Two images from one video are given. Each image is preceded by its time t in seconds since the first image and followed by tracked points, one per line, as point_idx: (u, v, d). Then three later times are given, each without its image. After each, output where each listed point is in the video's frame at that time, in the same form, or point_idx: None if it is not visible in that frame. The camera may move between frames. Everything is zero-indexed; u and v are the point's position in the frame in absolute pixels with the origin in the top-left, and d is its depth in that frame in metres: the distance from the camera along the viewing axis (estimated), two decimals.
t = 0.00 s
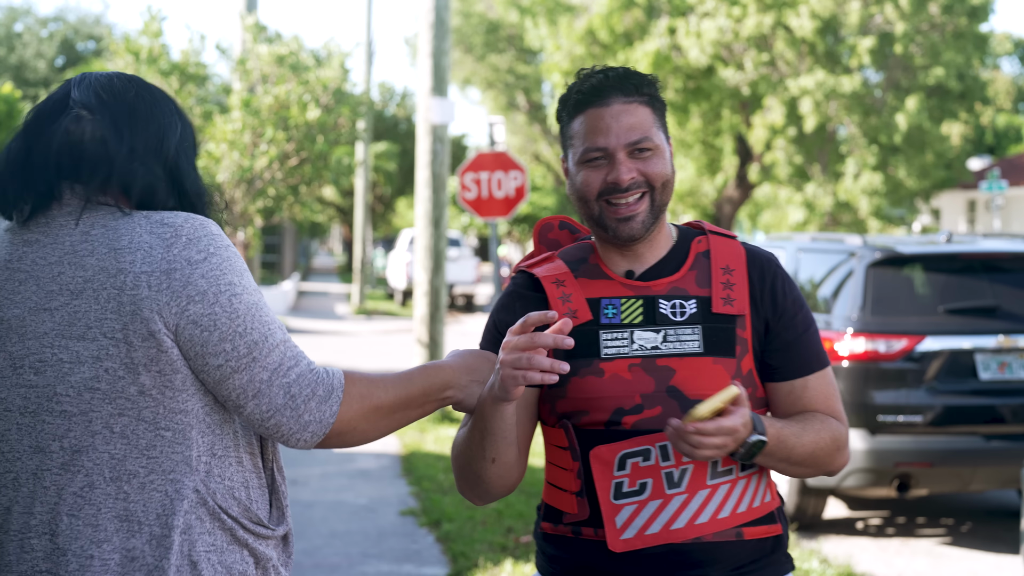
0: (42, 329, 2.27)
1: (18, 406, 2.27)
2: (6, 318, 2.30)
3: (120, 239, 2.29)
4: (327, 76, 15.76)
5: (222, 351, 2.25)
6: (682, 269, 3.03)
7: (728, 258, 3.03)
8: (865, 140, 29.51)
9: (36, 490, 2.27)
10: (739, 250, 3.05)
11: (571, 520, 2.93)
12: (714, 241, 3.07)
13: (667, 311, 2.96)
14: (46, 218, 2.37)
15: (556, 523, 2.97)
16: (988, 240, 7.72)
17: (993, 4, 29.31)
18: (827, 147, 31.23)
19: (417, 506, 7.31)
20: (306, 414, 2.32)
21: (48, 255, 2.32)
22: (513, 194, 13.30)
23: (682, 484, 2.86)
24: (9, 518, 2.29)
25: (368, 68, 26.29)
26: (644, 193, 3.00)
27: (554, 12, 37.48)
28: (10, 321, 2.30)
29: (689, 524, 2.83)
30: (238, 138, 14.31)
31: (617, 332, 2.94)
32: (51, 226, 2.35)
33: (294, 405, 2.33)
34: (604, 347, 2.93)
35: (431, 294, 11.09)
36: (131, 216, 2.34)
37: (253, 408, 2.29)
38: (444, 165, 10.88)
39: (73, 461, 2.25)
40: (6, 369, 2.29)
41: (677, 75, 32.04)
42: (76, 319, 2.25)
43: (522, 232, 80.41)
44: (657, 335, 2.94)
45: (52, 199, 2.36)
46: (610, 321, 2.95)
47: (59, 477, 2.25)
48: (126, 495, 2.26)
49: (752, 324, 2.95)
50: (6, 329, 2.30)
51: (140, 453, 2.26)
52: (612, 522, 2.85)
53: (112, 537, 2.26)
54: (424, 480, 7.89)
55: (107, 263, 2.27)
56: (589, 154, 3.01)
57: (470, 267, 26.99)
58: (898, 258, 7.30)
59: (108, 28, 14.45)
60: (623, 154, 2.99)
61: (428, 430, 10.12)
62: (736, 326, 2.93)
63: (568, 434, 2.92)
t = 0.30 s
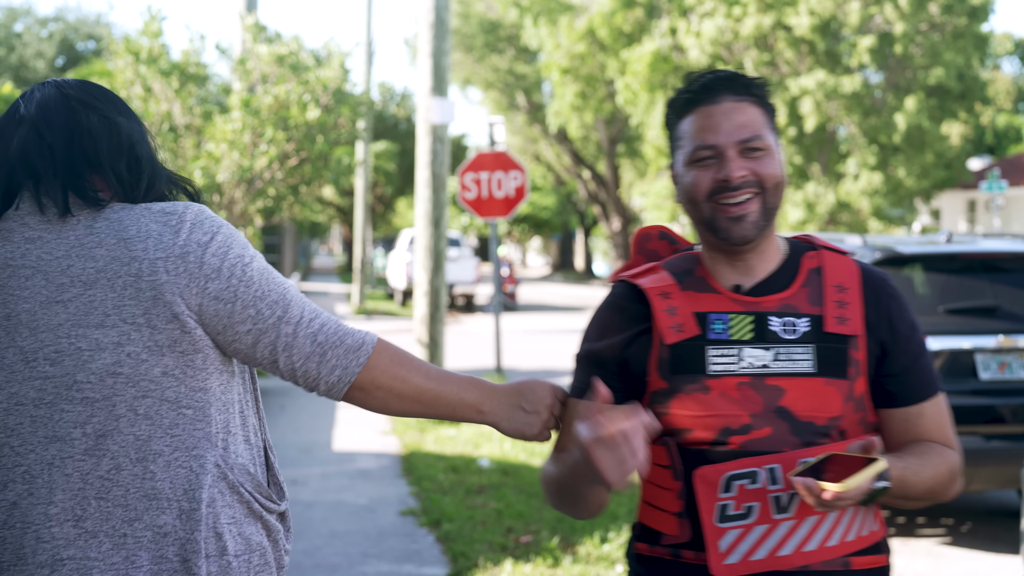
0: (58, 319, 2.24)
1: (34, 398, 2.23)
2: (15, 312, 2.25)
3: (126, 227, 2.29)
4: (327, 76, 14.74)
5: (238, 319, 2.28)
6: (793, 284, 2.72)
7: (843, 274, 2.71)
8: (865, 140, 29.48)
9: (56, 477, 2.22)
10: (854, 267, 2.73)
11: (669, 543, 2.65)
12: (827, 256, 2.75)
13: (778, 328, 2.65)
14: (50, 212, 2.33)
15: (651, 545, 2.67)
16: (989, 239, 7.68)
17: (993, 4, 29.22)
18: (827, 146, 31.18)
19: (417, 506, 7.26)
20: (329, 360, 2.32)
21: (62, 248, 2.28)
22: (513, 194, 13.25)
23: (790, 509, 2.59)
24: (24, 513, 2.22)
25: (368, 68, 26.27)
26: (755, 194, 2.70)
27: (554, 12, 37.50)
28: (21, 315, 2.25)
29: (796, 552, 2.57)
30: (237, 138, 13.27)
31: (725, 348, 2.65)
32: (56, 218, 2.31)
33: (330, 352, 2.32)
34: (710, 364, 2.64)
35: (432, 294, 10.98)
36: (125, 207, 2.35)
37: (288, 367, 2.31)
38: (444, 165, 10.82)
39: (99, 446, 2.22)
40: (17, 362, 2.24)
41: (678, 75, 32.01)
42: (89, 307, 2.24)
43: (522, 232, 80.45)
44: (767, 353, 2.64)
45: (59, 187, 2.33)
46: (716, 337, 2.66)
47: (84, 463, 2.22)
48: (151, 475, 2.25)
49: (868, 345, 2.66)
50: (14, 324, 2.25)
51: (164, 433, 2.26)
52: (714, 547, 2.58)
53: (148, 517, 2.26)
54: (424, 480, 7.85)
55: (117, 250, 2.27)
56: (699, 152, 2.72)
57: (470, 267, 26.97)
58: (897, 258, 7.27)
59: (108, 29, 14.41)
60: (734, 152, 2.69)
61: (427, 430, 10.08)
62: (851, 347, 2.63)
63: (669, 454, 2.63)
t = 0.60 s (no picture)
0: (159, 314, 2.29)
1: (133, 383, 2.27)
2: (116, 303, 2.30)
3: (228, 243, 2.39)
4: (327, 76, 14.81)
5: (315, 346, 2.41)
6: (920, 283, 2.44)
7: (967, 277, 2.46)
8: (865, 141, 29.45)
9: (148, 458, 2.24)
10: (980, 272, 2.48)
11: (773, 545, 2.37)
12: (950, 257, 2.49)
13: (905, 328, 2.35)
14: (155, 222, 2.37)
15: (752, 545, 2.40)
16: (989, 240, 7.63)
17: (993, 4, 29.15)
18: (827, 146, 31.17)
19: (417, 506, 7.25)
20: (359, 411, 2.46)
21: (162, 247, 2.34)
22: (513, 194, 13.25)
23: (909, 517, 2.32)
24: (115, 487, 2.24)
25: (366, 68, 26.27)
26: (901, 185, 2.41)
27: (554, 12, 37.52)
28: (121, 305, 2.29)
29: (913, 563, 2.33)
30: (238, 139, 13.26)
31: (850, 346, 2.32)
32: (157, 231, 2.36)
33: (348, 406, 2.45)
34: (835, 360, 2.31)
35: (431, 295, 10.87)
36: (229, 225, 2.44)
37: (317, 416, 2.42)
38: (444, 165, 10.81)
39: (190, 431, 2.26)
40: (115, 351, 2.28)
41: (677, 75, 32.04)
42: (190, 307, 2.30)
43: (522, 231, 80.48)
44: (894, 353, 2.33)
45: (174, 198, 2.38)
46: (842, 333, 2.33)
47: (174, 448, 2.25)
48: (234, 463, 2.29)
49: (991, 352, 2.42)
50: (117, 315, 2.29)
51: (251, 428, 2.32)
52: (828, 552, 2.30)
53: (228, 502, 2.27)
54: (424, 480, 7.85)
55: (221, 259, 2.35)
56: (848, 133, 2.42)
57: (470, 267, 26.97)
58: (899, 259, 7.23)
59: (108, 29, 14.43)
60: (887, 138, 2.41)
61: (427, 430, 10.07)
62: (976, 353, 2.38)
63: (781, 452, 2.31)
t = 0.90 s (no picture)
0: (261, 303, 2.44)
1: (235, 361, 2.39)
2: (221, 287, 2.43)
3: (321, 249, 2.57)
4: (328, 77, 14.79)
5: (387, 353, 2.69)
6: None
7: None
8: (866, 140, 29.45)
9: (248, 432, 2.38)
10: None
11: None
12: None
13: None
14: (254, 219, 2.54)
15: None
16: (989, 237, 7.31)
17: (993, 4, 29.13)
18: (827, 147, 31.16)
19: (417, 506, 7.24)
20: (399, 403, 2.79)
21: (262, 243, 2.50)
22: (513, 194, 13.26)
23: None
24: (217, 459, 2.36)
25: (366, 68, 26.35)
26: None
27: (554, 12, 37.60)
28: (223, 290, 2.43)
29: None
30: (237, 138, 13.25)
31: (990, 374, 1.78)
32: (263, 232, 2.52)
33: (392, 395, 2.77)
34: (975, 390, 1.77)
35: (431, 295, 10.85)
36: (323, 233, 2.65)
37: (395, 408, 2.79)
38: (444, 165, 10.80)
39: (287, 409, 2.41)
40: (217, 330, 2.40)
41: (676, 74, 32.08)
42: (290, 296, 2.47)
43: (522, 232, 80.57)
44: None
45: (284, 190, 2.61)
46: (982, 357, 1.78)
47: (273, 425, 2.40)
48: (322, 443, 2.45)
49: None
50: (221, 299, 2.42)
51: (337, 412, 2.49)
52: None
53: (317, 476, 2.43)
54: (424, 480, 7.84)
55: (317, 259, 2.54)
56: None
57: (470, 267, 26.98)
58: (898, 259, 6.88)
59: (109, 29, 14.47)
60: None
61: (428, 430, 10.05)
62: None
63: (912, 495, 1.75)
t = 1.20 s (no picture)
0: (285, 303, 2.59)
1: (265, 357, 2.54)
2: (247, 291, 2.56)
3: (329, 250, 2.71)
4: (327, 76, 14.87)
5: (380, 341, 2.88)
6: None
7: None
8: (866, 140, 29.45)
9: (276, 421, 2.53)
10: None
11: None
12: None
13: None
14: (269, 227, 2.67)
15: None
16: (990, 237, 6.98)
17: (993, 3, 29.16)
18: (827, 147, 31.16)
19: (417, 506, 7.23)
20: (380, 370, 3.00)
21: (278, 249, 2.63)
22: (513, 194, 13.25)
23: None
24: (250, 445, 2.51)
25: (366, 68, 26.37)
26: None
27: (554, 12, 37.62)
28: (251, 292, 2.56)
29: None
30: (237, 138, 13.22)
31: None
32: (283, 240, 2.65)
33: (376, 370, 2.98)
34: None
35: (431, 295, 10.80)
36: (324, 232, 2.79)
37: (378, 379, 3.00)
38: (444, 165, 10.80)
39: (312, 399, 2.56)
40: (246, 329, 2.54)
41: (675, 74, 32.09)
42: (310, 296, 2.63)
43: (522, 232, 80.58)
44: None
45: (303, 200, 2.73)
46: None
47: (301, 413, 2.55)
48: (342, 428, 2.62)
49: None
50: (249, 300, 2.56)
51: (352, 399, 2.66)
52: None
53: (339, 457, 2.58)
54: (424, 480, 7.84)
55: (325, 260, 2.69)
56: None
57: (470, 267, 26.96)
58: (897, 259, 6.59)
59: (109, 29, 14.47)
60: None
61: (427, 430, 10.05)
62: None
63: None
